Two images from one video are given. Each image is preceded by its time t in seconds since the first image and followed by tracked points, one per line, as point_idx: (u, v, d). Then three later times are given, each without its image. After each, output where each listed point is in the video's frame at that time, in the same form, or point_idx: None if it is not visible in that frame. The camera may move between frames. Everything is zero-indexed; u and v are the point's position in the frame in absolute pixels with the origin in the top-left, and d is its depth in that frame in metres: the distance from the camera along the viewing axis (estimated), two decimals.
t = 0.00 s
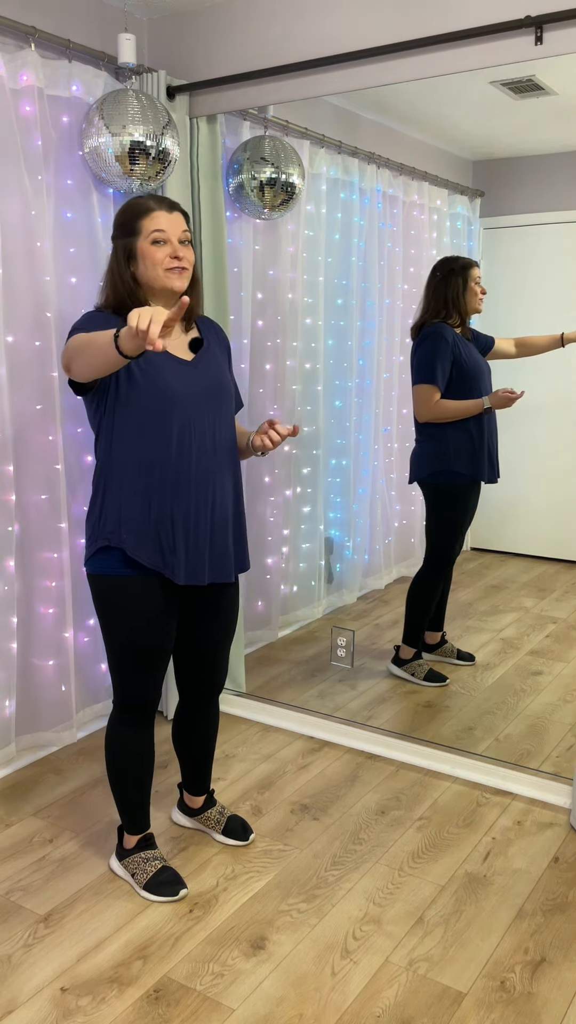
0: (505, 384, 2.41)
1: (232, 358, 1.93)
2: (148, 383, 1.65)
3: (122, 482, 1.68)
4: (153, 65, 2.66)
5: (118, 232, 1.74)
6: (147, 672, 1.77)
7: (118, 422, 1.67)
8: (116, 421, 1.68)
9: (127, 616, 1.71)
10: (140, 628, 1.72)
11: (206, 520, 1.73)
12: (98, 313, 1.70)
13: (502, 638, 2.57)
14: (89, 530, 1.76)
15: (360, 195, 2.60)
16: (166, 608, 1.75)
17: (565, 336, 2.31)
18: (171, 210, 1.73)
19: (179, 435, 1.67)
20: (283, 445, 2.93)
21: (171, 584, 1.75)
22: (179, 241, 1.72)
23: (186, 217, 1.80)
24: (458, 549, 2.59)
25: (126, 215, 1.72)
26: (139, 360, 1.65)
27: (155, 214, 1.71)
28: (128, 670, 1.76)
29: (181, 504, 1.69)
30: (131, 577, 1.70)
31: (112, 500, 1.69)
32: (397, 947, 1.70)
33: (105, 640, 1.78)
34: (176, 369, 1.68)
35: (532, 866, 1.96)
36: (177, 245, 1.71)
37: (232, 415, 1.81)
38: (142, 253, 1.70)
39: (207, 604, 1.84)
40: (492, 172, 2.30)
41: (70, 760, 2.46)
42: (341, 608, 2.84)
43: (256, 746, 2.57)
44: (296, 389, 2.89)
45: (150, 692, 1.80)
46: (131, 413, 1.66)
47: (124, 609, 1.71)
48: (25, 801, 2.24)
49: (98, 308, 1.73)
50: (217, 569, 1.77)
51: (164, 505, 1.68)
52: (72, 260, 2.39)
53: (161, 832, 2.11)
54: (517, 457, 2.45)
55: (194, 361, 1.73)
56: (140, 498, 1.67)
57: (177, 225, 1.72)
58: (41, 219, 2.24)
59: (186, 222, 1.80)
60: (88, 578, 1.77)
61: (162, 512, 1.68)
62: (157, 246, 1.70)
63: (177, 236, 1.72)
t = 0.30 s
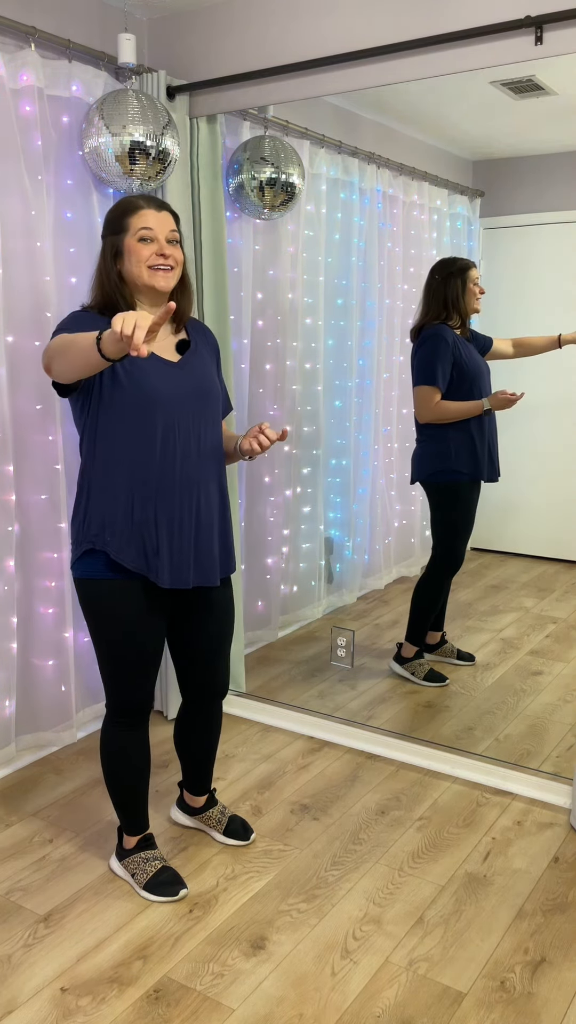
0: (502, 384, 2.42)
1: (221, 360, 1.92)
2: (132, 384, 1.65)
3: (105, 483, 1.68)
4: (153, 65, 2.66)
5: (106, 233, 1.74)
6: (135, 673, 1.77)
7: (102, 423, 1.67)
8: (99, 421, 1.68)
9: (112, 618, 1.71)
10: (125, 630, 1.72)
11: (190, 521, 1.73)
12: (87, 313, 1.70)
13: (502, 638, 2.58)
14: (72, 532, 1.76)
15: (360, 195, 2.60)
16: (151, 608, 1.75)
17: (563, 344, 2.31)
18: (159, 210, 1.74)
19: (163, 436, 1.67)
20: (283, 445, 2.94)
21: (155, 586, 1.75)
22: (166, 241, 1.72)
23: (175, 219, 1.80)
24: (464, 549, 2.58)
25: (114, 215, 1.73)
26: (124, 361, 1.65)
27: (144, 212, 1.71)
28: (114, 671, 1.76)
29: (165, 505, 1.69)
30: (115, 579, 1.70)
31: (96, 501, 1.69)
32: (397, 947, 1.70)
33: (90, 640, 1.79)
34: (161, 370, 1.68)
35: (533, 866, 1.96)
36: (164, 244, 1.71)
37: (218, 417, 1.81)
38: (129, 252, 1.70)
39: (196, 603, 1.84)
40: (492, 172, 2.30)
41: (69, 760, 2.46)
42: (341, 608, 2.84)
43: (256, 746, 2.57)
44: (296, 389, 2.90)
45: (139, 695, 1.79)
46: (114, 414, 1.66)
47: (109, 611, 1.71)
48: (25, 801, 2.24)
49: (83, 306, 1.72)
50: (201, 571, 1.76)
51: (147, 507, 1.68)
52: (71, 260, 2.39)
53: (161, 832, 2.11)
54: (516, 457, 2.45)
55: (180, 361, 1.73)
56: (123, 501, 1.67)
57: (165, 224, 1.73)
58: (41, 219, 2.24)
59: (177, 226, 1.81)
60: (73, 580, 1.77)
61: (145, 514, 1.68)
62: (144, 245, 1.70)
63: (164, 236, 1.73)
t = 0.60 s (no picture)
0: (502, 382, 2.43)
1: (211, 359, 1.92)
2: (123, 384, 1.65)
3: (95, 483, 1.67)
4: (153, 65, 2.66)
5: (92, 233, 1.73)
6: (128, 673, 1.76)
7: (92, 423, 1.66)
8: (88, 421, 1.67)
9: (104, 619, 1.71)
10: (117, 630, 1.72)
11: (181, 521, 1.73)
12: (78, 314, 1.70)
13: (502, 638, 2.58)
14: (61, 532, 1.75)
15: (360, 195, 2.59)
16: (145, 607, 1.75)
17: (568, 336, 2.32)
18: (142, 208, 1.72)
19: (154, 436, 1.67)
20: (283, 445, 2.94)
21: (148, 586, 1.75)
22: (152, 237, 1.71)
23: (161, 215, 1.79)
24: (467, 549, 2.58)
25: (100, 215, 1.71)
26: (114, 360, 1.65)
27: (128, 211, 1.70)
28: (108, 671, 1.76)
29: (156, 505, 1.69)
30: (106, 580, 1.70)
31: (86, 502, 1.68)
32: (397, 947, 1.70)
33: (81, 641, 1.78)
34: (152, 370, 1.68)
35: (532, 866, 1.96)
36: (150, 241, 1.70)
37: (209, 417, 1.81)
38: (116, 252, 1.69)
39: (191, 601, 1.83)
40: (492, 171, 2.30)
41: (69, 760, 2.46)
42: (341, 608, 2.84)
43: (256, 746, 2.57)
44: (296, 389, 2.89)
45: (132, 695, 1.79)
46: (104, 414, 1.65)
47: (101, 612, 1.70)
48: (25, 801, 2.24)
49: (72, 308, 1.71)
50: (192, 571, 1.77)
51: (138, 507, 1.67)
52: (72, 260, 2.39)
53: (161, 832, 2.11)
54: (517, 458, 2.46)
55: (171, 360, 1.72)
56: (114, 501, 1.67)
57: (149, 221, 1.71)
58: (41, 219, 2.24)
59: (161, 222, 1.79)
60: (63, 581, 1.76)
61: (136, 515, 1.68)
62: (130, 244, 1.68)
63: (150, 233, 1.71)
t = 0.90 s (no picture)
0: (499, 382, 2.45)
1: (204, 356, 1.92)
2: (122, 384, 1.64)
3: (95, 484, 1.67)
4: (153, 65, 2.66)
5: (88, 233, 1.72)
6: (128, 674, 1.76)
7: (92, 423, 1.66)
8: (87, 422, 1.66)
9: (106, 620, 1.71)
10: (119, 631, 1.72)
11: (181, 521, 1.73)
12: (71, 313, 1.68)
13: (502, 638, 2.58)
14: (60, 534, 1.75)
15: (360, 194, 2.59)
16: (146, 607, 1.75)
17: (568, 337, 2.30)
18: (144, 210, 1.73)
19: (154, 436, 1.66)
20: (283, 446, 2.94)
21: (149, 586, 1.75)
22: (152, 240, 1.71)
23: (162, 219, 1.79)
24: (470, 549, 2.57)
25: (96, 216, 1.71)
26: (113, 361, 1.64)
27: (130, 212, 1.70)
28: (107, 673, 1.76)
29: (157, 505, 1.69)
30: (108, 580, 1.69)
31: (86, 503, 1.68)
32: (397, 947, 1.70)
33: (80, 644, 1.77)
34: (150, 370, 1.67)
35: (533, 866, 1.96)
36: (150, 244, 1.70)
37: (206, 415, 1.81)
38: (115, 251, 1.68)
39: (190, 601, 1.83)
40: (492, 171, 2.30)
41: (69, 760, 2.46)
42: (341, 608, 2.84)
43: (256, 746, 2.56)
44: (296, 389, 2.90)
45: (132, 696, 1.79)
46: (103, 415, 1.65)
47: (103, 613, 1.70)
48: (25, 801, 2.24)
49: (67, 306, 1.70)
50: (193, 570, 1.77)
51: (140, 508, 1.67)
52: (71, 259, 2.39)
53: (161, 832, 2.11)
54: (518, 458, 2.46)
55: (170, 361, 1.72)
56: (115, 501, 1.66)
57: (150, 224, 1.72)
58: (41, 219, 2.24)
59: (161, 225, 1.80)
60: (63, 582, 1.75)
61: (137, 515, 1.67)
62: (131, 246, 1.68)
63: (150, 235, 1.72)
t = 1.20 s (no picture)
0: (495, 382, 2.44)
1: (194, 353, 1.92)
2: (127, 385, 1.64)
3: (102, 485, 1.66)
4: (153, 65, 2.66)
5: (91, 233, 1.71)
6: (133, 674, 1.76)
7: (98, 423, 1.65)
8: (93, 423, 1.66)
9: (115, 621, 1.71)
10: (126, 632, 1.72)
11: (187, 520, 1.73)
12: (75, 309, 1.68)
13: (502, 638, 2.58)
14: (63, 536, 1.74)
15: (360, 195, 2.60)
16: (153, 606, 1.76)
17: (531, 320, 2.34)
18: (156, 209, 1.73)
19: (160, 436, 1.66)
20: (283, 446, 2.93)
21: (156, 586, 1.75)
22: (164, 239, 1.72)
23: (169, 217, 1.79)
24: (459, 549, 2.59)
25: (101, 215, 1.70)
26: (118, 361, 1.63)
27: (144, 210, 1.70)
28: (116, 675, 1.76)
29: (164, 504, 1.69)
30: (117, 581, 1.69)
31: (93, 504, 1.67)
32: (397, 947, 1.70)
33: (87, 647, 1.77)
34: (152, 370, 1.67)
35: (532, 866, 1.96)
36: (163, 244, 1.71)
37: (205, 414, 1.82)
38: (128, 246, 1.68)
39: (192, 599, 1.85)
40: (492, 172, 2.31)
41: (69, 759, 2.46)
42: (341, 608, 2.84)
43: (256, 746, 2.56)
44: (296, 389, 2.90)
45: (138, 695, 1.79)
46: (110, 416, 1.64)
47: (111, 614, 1.70)
48: (25, 801, 2.24)
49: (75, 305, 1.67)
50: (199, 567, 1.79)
51: (148, 508, 1.67)
52: (71, 260, 2.39)
53: (161, 832, 2.11)
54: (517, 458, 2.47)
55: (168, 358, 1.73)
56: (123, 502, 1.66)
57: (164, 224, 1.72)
58: (41, 219, 2.24)
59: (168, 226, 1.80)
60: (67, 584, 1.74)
61: (145, 515, 1.68)
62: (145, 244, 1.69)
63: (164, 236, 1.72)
